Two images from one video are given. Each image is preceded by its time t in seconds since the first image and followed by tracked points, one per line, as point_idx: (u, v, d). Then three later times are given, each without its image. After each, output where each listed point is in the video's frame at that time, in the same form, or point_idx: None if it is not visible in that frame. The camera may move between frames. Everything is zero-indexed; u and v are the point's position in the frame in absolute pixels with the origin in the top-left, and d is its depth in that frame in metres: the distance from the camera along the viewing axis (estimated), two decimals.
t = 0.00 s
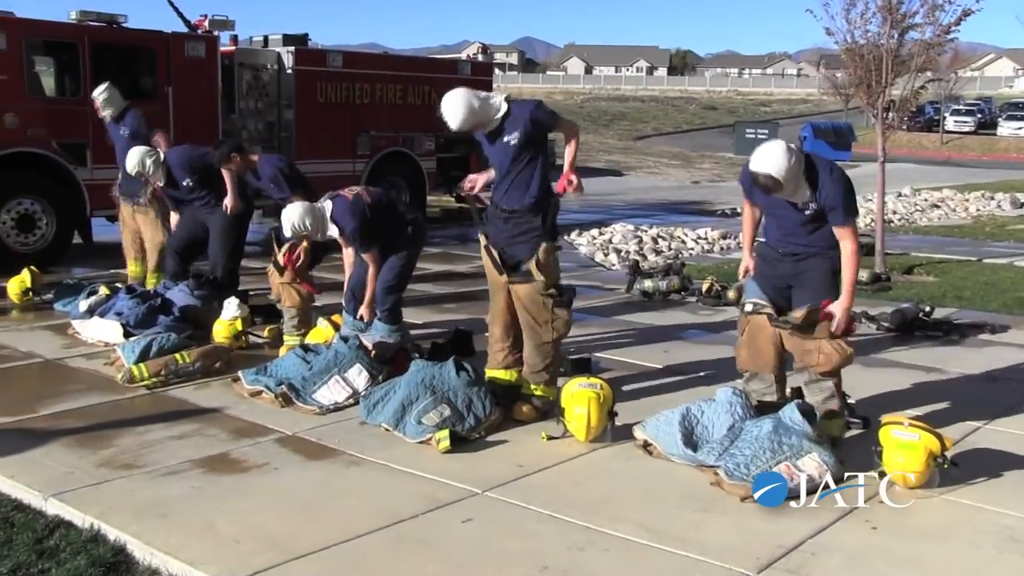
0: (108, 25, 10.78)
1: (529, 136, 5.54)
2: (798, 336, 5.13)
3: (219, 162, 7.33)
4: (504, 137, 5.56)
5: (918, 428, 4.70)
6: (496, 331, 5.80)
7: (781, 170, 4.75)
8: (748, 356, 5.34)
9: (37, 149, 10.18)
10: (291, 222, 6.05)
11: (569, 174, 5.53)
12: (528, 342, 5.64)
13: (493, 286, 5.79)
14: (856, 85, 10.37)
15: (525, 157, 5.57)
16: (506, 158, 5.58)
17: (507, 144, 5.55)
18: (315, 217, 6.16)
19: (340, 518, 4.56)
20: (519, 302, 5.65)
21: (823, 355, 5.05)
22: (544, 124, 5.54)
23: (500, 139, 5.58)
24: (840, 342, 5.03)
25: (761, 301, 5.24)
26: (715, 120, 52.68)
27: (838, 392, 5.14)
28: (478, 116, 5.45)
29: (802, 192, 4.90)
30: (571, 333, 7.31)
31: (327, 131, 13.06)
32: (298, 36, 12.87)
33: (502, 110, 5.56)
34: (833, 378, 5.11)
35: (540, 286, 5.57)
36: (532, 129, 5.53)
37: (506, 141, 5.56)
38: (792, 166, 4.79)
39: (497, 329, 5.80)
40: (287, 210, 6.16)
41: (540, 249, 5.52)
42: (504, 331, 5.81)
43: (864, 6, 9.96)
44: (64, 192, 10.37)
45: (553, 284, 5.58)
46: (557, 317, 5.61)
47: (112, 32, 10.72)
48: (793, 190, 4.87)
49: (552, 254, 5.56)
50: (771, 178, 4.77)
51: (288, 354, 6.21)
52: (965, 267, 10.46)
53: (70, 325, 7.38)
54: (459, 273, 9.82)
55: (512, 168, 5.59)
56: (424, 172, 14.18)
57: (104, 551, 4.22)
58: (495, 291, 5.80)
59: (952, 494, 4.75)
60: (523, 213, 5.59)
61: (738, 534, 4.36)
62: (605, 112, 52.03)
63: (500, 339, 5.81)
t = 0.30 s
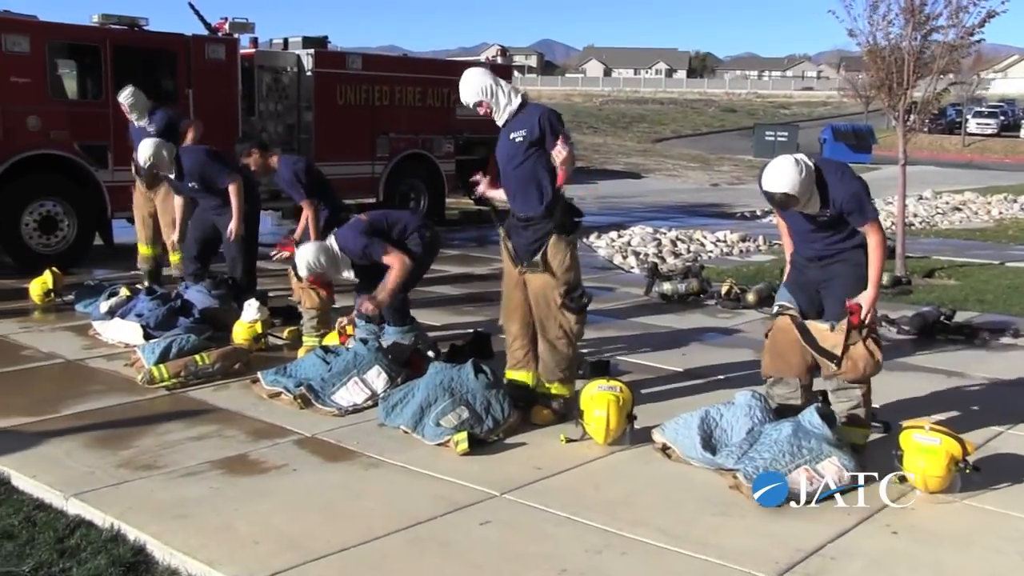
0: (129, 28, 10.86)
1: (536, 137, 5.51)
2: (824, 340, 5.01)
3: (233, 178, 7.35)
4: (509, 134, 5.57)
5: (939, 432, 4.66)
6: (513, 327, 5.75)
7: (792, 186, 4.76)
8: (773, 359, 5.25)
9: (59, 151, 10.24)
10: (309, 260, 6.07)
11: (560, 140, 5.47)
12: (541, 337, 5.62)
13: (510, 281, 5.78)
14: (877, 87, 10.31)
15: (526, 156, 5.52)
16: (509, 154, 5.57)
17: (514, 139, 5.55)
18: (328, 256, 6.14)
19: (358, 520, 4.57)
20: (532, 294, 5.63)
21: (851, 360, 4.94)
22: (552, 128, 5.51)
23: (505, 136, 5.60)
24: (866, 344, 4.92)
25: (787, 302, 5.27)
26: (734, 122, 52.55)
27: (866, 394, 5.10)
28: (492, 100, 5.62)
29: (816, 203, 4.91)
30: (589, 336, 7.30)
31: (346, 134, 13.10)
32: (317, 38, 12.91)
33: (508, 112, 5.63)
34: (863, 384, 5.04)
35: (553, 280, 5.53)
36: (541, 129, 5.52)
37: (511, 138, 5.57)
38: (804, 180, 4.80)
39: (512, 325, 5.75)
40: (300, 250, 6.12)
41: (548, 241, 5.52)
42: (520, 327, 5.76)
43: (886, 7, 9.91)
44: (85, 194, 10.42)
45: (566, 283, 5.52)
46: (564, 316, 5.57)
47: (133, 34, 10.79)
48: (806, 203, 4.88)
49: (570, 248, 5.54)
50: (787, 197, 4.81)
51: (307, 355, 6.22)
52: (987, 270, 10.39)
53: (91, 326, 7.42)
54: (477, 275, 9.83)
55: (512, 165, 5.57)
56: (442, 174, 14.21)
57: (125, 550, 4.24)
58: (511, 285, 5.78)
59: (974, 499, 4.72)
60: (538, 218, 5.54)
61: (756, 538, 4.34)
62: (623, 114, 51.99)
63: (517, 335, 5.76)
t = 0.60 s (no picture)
0: (153, 32, 10.94)
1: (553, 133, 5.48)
2: (847, 330, 5.00)
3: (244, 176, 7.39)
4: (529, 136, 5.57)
5: (965, 439, 4.61)
6: (536, 319, 5.74)
7: (821, 160, 4.74)
8: (795, 338, 5.27)
9: (84, 154, 10.32)
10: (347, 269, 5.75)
11: (581, 130, 5.40)
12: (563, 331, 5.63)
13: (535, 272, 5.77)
14: (903, 90, 10.24)
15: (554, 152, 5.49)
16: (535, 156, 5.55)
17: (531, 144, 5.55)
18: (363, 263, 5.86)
19: (378, 522, 4.58)
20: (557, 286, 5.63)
21: (869, 354, 4.92)
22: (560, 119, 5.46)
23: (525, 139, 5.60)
24: (888, 337, 4.89)
25: (812, 284, 5.17)
26: (758, 126, 52.35)
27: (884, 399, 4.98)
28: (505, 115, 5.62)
29: (843, 183, 4.88)
30: (610, 339, 7.28)
31: (368, 137, 13.14)
32: (340, 42, 12.94)
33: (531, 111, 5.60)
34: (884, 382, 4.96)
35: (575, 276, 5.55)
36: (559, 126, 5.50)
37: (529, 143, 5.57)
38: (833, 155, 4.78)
39: (535, 316, 5.75)
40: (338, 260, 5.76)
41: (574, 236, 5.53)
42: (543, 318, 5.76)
43: (912, 8, 9.83)
44: (109, 197, 10.50)
45: (589, 281, 5.53)
46: (587, 314, 5.54)
47: (156, 38, 10.88)
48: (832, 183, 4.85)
49: (600, 247, 5.56)
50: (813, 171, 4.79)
51: (329, 357, 6.25)
52: (1014, 274, 10.30)
53: (114, 327, 7.47)
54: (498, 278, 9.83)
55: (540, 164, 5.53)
56: (464, 177, 14.23)
57: (147, 551, 4.27)
58: (536, 276, 5.76)
59: (1000, 507, 4.67)
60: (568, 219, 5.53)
61: (778, 544, 4.32)
62: (647, 117, 51.91)
63: (540, 326, 5.76)
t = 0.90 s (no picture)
0: (180, 36, 11.02)
1: (587, 137, 5.45)
2: (875, 316, 4.85)
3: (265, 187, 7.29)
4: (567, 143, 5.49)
5: (993, 446, 4.58)
6: (553, 281, 5.67)
7: (843, 142, 4.74)
8: (817, 336, 5.13)
9: (111, 157, 10.40)
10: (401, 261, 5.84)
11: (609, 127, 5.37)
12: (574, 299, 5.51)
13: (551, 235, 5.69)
14: (929, 93, 10.18)
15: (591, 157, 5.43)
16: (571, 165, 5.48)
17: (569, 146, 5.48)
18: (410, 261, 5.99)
19: (401, 525, 4.58)
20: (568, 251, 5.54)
21: (900, 339, 4.77)
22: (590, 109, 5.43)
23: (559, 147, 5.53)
24: (917, 322, 4.74)
25: (830, 279, 5.02)
26: (782, 129, 52.15)
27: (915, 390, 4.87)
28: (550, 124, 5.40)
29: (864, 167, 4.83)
30: (633, 343, 7.26)
31: (393, 140, 13.18)
32: (365, 45, 13.00)
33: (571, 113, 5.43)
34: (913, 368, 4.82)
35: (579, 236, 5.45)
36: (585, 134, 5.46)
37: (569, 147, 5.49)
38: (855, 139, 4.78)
39: (552, 278, 5.68)
40: (394, 259, 5.94)
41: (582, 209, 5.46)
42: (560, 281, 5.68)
43: (939, 11, 9.77)
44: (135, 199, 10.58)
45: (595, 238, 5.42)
46: (597, 272, 5.42)
47: (183, 42, 10.94)
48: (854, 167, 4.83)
49: (609, 211, 5.49)
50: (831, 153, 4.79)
51: (353, 360, 6.27)
52: None
53: (140, 329, 7.52)
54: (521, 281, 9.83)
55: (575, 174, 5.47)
56: (488, 181, 14.25)
57: (172, 551, 4.29)
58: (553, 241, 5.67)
59: None
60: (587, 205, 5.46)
61: (803, 550, 4.29)
62: (670, 121, 51.82)
63: (557, 289, 5.68)
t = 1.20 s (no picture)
0: (207, 39, 11.06)
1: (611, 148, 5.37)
2: (902, 315, 4.76)
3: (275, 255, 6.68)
4: (590, 149, 5.42)
5: None
6: (580, 301, 5.64)
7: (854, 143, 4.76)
8: (843, 332, 5.09)
9: (139, 159, 10.46)
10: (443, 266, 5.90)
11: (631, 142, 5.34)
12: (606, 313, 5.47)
13: (577, 254, 5.66)
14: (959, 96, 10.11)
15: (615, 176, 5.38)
16: (593, 175, 5.45)
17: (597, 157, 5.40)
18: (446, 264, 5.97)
19: (425, 527, 4.58)
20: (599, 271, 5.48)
21: (927, 339, 4.68)
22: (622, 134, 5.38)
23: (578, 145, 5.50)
24: (945, 322, 4.65)
25: (862, 278, 4.95)
26: (806, 132, 51.93)
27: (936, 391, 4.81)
28: (582, 129, 5.33)
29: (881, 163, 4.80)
30: (659, 346, 7.24)
31: (417, 142, 13.20)
32: (391, 48, 13.03)
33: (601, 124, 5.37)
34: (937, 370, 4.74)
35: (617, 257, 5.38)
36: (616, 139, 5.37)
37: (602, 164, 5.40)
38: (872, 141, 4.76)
39: (579, 298, 5.64)
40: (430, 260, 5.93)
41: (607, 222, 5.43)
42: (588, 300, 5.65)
43: (971, 12, 9.71)
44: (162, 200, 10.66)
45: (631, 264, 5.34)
46: (631, 293, 5.37)
47: (211, 45, 10.98)
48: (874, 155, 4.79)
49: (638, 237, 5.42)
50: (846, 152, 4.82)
51: (378, 361, 6.27)
52: None
53: (166, 330, 7.57)
54: (546, 284, 9.82)
55: (595, 187, 5.46)
56: (512, 183, 14.26)
57: (198, 551, 4.31)
58: (581, 262, 5.64)
59: None
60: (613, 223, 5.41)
61: (830, 555, 4.26)
62: (695, 123, 51.71)
63: (584, 308, 5.66)
